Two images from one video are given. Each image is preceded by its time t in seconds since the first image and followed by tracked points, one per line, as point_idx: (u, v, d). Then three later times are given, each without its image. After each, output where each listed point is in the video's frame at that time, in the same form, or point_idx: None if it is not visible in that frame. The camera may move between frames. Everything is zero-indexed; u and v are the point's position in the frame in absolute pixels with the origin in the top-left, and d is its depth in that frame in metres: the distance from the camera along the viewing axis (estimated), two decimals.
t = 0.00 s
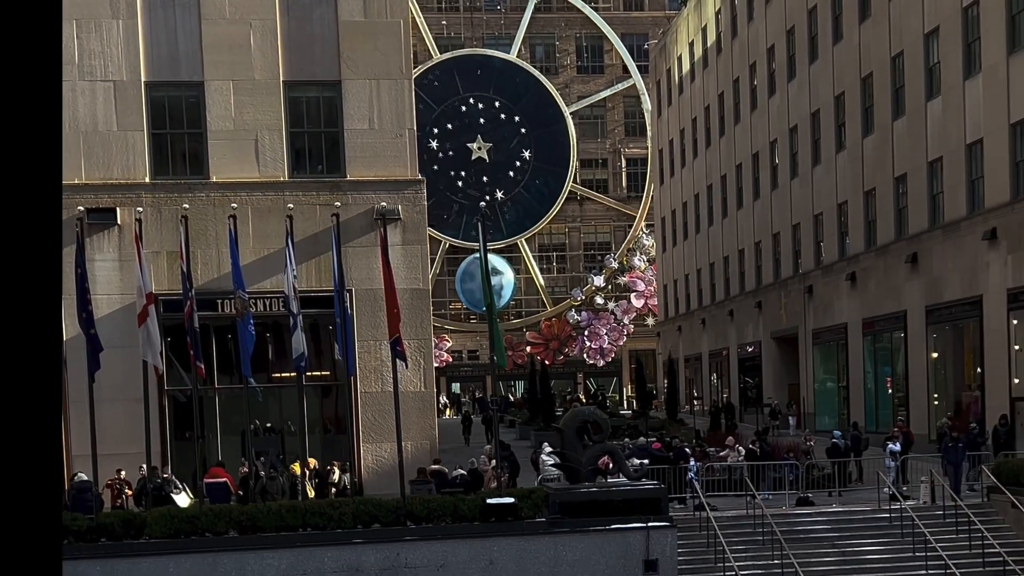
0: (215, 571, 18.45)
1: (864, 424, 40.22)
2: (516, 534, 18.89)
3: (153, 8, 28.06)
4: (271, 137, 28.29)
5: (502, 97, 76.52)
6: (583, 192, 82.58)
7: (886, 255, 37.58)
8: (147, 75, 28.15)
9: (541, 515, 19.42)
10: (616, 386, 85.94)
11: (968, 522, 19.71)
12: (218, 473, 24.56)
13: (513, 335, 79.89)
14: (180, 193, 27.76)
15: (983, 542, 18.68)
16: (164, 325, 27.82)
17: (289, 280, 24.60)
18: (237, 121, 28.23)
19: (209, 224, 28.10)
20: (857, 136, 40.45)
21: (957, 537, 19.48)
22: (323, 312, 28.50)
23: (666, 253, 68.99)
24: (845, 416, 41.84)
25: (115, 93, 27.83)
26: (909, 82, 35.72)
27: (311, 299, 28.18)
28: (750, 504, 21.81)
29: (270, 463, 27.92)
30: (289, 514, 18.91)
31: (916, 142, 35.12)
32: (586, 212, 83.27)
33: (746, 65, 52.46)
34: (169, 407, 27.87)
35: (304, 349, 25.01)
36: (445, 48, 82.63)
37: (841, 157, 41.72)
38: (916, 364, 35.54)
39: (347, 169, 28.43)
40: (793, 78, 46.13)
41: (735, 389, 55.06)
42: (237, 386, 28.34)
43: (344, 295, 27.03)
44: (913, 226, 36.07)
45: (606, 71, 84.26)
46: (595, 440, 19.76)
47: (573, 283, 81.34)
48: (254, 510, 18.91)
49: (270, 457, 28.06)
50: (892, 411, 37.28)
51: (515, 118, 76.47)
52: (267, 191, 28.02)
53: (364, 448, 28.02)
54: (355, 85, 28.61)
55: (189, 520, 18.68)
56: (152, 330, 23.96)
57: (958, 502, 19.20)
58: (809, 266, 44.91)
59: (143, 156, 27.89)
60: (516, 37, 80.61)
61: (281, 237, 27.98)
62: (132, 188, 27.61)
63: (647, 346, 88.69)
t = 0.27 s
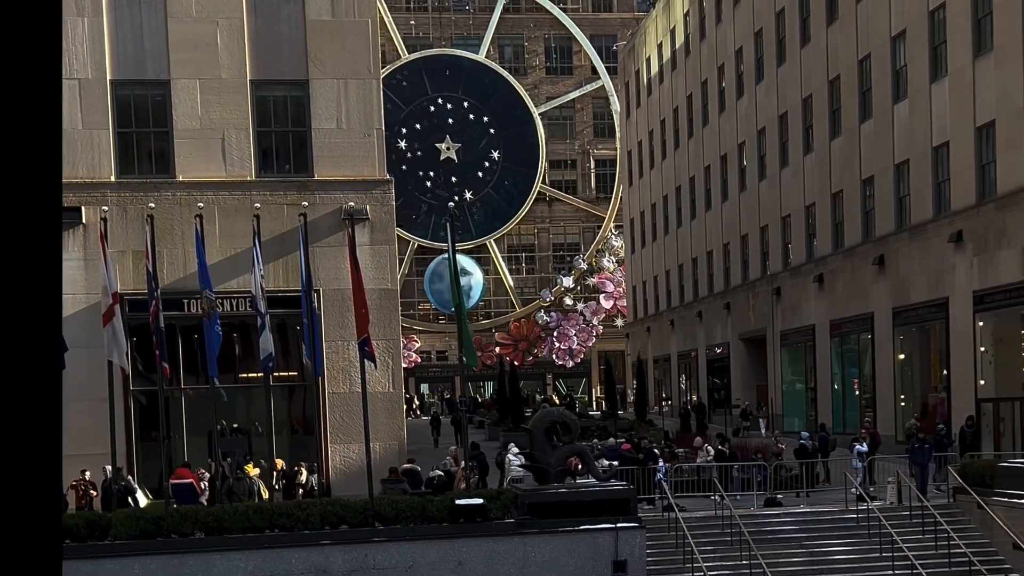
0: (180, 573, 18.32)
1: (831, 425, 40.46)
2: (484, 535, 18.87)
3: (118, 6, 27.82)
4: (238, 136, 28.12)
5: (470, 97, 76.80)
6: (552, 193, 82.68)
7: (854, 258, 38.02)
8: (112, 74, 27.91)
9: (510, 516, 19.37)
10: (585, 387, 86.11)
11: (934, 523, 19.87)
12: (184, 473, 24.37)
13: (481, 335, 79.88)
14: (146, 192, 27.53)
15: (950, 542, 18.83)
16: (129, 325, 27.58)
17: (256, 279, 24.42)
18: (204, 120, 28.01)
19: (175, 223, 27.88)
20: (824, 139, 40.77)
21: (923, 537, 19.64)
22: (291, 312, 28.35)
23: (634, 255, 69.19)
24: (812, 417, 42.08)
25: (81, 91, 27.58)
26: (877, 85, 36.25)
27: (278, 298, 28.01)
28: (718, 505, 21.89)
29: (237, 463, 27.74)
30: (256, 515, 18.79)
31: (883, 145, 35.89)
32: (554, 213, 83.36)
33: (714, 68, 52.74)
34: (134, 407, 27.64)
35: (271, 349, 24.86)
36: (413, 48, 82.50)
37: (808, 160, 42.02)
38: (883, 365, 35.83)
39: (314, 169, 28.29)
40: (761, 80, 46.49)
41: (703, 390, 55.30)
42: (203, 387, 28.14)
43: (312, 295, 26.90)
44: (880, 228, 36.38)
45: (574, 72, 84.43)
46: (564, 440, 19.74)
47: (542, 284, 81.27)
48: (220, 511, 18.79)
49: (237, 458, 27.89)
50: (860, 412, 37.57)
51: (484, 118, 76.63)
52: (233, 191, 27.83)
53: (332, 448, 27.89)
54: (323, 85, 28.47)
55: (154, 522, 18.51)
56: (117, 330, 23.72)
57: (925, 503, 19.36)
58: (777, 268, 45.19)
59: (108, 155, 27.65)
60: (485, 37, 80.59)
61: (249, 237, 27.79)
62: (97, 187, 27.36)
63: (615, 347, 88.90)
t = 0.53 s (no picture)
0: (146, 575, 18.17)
1: (799, 427, 40.67)
2: (452, 536, 18.85)
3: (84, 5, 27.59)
4: (205, 136, 27.92)
5: (440, 98, 76.84)
6: (521, 195, 82.72)
7: (820, 260, 38.42)
8: (78, 73, 27.67)
9: (480, 517, 19.41)
10: (554, 388, 86.20)
11: (900, 524, 20.02)
12: (150, 474, 24.15)
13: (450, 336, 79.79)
14: (112, 191, 27.26)
15: (916, 543, 18.97)
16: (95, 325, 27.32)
17: (223, 279, 24.22)
18: (170, 120, 27.79)
19: (141, 223, 27.62)
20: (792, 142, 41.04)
21: (890, 538, 19.79)
22: (258, 312, 28.16)
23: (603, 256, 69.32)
24: (780, 419, 42.26)
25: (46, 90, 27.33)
26: (844, 88, 36.58)
27: (245, 299, 27.81)
28: (687, 506, 21.95)
29: (204, 464, 27.53)
30: (222, 516, 18.66)
31: (850, 149, 36.27)
32: (523, 214, 83.39)
33: (682, 70, 52.96)
34: (100, 408, 27.38)
35: (238, 350, 24.66)
36: (382, 48, 82.33)
37: (776, 162, 42.27)
38: (850, 367, 36.08)
39: (282, 169, 28.12)
40: (729, 82, 46.79)
41: (672, 392, 55.47)
42: (169, 387, 27.92)
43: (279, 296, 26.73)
44: (847, 231, 36.65)
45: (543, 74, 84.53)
46: (532, 442, 19.75)
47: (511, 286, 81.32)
48: (187, 513, 18.65)
49: (203, 459, 27.67)
50: (827, 414, 37.86)
51: (452, 119, 76.73)
52: (199, 190, 27.61)
53: (300, 450, 27.73)
54: (291, 85, 28.31)
55: (120, 523, 18.37)
56: (82, 330, 23.46)
57: (891, 504, 19.52)
58: (745, 270, 45.42)
59: (74, 154, 27.39)
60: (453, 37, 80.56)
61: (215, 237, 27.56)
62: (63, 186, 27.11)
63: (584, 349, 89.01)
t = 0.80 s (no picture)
0: None
1: (767, 429, 40.91)
2: (421, 538, 18.81)
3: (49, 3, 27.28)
4: (171, 135, 27.69)
5: (409, 100, 76.39)
6: (489, 196, 82.72)
7: (788, 263, 38.72)
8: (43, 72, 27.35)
9: (448, 519, 19.35)
10: (523, 390, 86.26)
11: (867, 525, 20.19)
12: (115, 476, 23.91)
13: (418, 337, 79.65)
14: (76, 191, 26.87)
15: (883, 544, 19.12)
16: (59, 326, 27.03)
17: (189, 280, 24.02)
18: (135, 119, 27.52)
19: (106, 223, 27.34)
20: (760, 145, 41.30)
21: (858, 540, 19.95)
22: (225, 313, 27.97)
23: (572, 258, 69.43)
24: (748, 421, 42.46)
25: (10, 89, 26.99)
26: (811, 91, 36.84)
27: (212, 299, 27.60)
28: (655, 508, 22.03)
29: (169, 466, 27.33)
30: (188, 518, 18.52)
31: (816, 152, 36.56)
32: (492, 215, 83.40)
33: (650, 73, 53.13)
34: (64, 410, 27.11)
35: (205, 351, 24.48)
36: (349, 48, 82.11)
37: (744, 165, 42.48)
38: (818, 369, 36.33)
39: (249, 170, 27.95)
40: (698, 85, 47.00)
41: (641, 394, 55.66)
42: (135, 388, 27.69)
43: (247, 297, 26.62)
44: (815, 234, 36.94)
45: (512, 75, 84.58)
46: (501, 443, 19.74)
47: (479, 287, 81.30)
48: (153, 515, 18.49)
49: (169, 461, 27.46)
50: (795, 416, 38.18)
51: (420, 121, 76.66)
52: (165, 190, 27.38)
53: (266, 451, 27.57)
54: (258, 85, 28.16)
55: (85, 525, 18.20)
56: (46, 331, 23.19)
57: (858, 506, 19.66)
58: (714, 273, 45.66)
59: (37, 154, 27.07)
60: (421, 38, 80.47)
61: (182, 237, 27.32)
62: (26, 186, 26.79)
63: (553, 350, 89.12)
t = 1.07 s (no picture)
0: None
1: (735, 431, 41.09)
2: (389, 541, 18.73)
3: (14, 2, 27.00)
4: (137, 135, 27.46)
5: (376, 101, 76.76)
6: (458, 198, 82.68)
7: (757, 266, 38.97)
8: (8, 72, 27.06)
9: (415, 522, 19.23)
10: (492, 392, 86.22)
11: (834, 526, 20.32)
12: (80, 479, 23.71)
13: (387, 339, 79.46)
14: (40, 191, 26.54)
15: (850, 546, 19.24)
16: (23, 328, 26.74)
17: (155, 281, 23.83)
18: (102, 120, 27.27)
19: (71, 224, 27.08)
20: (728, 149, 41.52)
21: (825, 542, 20.07)
22: (191, 314, 27.76)
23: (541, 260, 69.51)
24: (716, 423, 42.65)
25: None
26: (779, 95, 37.05)
27: (178, 301, 27.39)
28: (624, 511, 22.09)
29: (135, 468, 27.11)
30: (154, 521, 18.37)
31: (784, 156, 36.77)
32: (460, 217, 83.34)
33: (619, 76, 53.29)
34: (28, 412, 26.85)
35: (171, 353, 24.29)
36: (317, 49, 81.86)
37: (712, 168, 42.68)
38: (786, 372, 36.55)
39: (216, 171, 27.75)
40: (666, 89, 47.19)
41: (609, 397, 55.79)
42: (100, 390, 27.45)
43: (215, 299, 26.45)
44: (782, 238, 37.20)
45: (481, 77, 84.62)
46: (470, 445, 19.71)
47: (448, 289, 81.21)
48: (119, 518, 18.33)
49: (135, 463, 27.25)
50: (763, 419, 38.40)
51: (389, 122, 76.74)
52: (131, 190, 27.15)
53: (233, 453, 27.39)
54: (225, 86, 27.98)
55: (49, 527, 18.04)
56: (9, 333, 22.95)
57: (825, 507, 19.77)
58: (682, 276, 45.84)
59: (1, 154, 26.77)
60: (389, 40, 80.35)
61: (148, 237, 27.09)
62: None
63: (521, 352, 89.16)
